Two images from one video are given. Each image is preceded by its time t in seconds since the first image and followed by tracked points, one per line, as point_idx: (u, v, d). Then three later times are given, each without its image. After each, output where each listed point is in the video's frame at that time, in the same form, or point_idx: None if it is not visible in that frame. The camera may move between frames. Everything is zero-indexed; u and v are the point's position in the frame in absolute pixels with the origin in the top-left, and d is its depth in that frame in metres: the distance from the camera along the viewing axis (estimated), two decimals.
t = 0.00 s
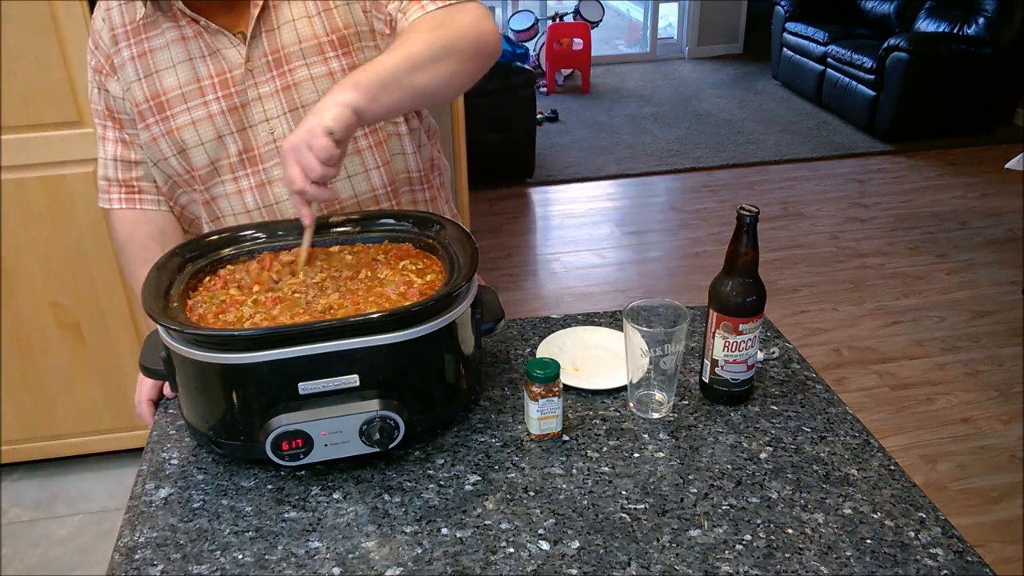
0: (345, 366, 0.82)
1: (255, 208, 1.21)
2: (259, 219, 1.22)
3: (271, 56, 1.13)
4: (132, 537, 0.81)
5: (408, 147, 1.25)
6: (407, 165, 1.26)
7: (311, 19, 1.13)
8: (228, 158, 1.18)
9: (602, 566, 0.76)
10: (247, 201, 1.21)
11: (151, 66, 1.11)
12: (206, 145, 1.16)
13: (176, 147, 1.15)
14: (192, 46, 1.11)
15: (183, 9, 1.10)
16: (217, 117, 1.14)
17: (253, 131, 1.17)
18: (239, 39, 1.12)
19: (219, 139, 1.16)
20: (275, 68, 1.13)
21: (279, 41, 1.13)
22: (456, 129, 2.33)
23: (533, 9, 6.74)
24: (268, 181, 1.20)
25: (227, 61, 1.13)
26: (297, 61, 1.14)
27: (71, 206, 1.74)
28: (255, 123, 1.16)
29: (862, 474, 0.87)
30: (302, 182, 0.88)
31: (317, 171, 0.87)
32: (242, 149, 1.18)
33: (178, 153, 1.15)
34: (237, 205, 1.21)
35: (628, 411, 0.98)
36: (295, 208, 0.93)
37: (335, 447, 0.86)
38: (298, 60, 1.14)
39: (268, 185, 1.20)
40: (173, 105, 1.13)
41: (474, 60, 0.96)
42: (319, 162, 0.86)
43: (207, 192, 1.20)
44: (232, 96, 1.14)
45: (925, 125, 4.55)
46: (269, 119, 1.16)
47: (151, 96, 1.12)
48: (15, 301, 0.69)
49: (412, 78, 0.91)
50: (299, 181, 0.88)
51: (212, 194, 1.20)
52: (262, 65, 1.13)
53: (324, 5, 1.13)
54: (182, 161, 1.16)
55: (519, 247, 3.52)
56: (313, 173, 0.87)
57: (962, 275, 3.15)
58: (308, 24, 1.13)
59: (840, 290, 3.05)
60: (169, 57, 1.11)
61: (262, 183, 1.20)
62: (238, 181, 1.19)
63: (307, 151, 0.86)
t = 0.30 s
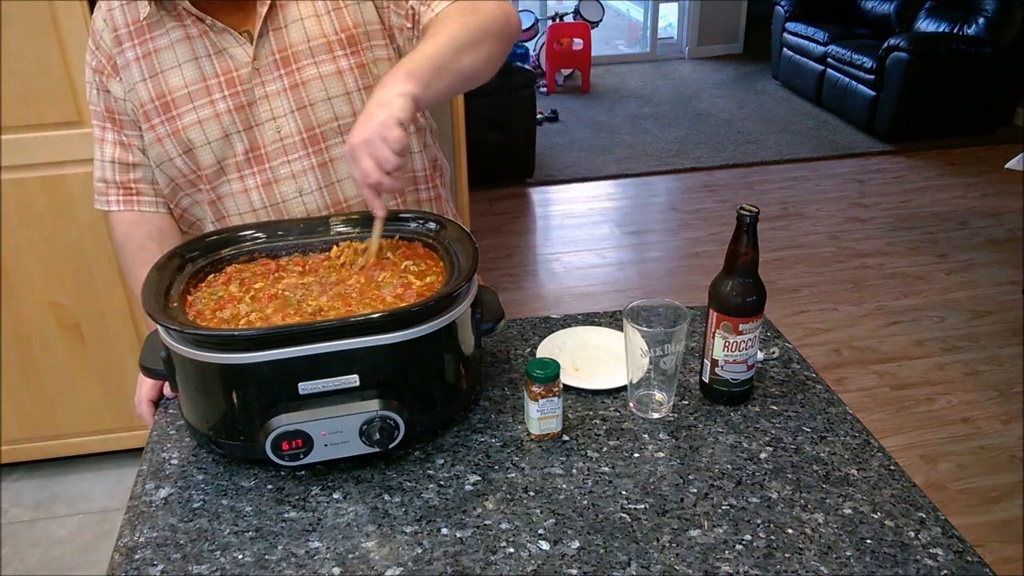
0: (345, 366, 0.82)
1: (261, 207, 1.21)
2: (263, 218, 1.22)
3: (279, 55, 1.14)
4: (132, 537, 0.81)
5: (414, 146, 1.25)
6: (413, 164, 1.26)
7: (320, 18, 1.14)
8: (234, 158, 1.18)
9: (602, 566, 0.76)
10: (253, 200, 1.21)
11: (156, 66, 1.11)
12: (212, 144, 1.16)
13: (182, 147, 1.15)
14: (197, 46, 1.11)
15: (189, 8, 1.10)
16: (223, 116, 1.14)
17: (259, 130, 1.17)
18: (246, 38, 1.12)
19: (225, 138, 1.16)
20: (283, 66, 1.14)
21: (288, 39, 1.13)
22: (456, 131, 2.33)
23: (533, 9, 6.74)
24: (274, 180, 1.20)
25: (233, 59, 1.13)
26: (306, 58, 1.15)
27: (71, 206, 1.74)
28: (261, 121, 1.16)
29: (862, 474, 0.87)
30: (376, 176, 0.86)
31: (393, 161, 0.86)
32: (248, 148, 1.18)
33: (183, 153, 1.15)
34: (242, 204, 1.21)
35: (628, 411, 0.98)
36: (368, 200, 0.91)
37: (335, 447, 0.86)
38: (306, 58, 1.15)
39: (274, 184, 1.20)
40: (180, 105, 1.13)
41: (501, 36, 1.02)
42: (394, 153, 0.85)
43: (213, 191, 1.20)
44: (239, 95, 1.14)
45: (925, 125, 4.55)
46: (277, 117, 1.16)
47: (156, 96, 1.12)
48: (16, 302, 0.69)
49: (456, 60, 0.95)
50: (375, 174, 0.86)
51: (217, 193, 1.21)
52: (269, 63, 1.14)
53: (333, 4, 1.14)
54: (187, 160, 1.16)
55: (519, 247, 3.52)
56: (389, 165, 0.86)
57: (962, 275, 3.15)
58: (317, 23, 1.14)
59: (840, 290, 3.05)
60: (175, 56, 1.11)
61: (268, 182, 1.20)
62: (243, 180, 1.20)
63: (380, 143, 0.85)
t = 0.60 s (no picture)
0: (345, 366, 0.82)
1: (262, 207, 1.21)
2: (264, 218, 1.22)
3: (280, 55, 1.14)
4: (132, 537, 0.81)
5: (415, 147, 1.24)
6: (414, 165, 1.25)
7: (321, 19, 1.14)
8: (235, 158, 1.18)
9: (602, 566, 0.76)
10: (254, 200, 1.21)
11: (157, 66, 1.11)
12: (213, 144, 1.16)
13: (182, 147, 1.15)
14: (198, 46, 1.11)
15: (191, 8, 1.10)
16: (224, 116, 1.14)
17: (260, 130, 1.17)
18: (247, 38, 1.12)
19: (226, 138, 1.16)
20: (285, 67, 1.14)
21: (290, 40, 1.13)
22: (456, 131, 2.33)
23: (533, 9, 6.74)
24: (275, 180, 1.20)
25: (235, 60, 1.13)
26: (308, 59, 1.15)
27: (71, 206, 1.73)
28: (263, 122, 1.16)
29: (862, 474, 0.87)
30: (421, 183, 0.85)
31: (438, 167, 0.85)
32: (249, 149, 1.18)
33: (184, 153, 1.15)
34: (243, 205, 1.21)
35: (628, 411, 0.98)
36: (413, 212, 0.91)
37: (335, 447, 0.86)
38: (308, 58, 1.15)
39: (275, 185, 1.20)
40: (180, 105, 1.13)
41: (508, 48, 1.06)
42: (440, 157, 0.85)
43: (213, 192, 1.20)
44: (240, 95, 1.14)
45: (925, 125, 4.55)
46: (278, 117, 1.16)
47: (157, 96, 1.12)
48: (16, 302, 0.69)
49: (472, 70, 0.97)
50: (421, 181, 0.85)
51: (217, 194, 1.20)
52: (270, 63, 1.14)
53: (335, 4, 1.14)
54: (187, 160, 1.16)
55: (519, 247, 3.52)
56: (434, 171, 0.85)
57: (962, 275, 3.15)
58: (319, 24, 1.14)
59: (840, 290, 3.05)
60: (177, 56, 1.11)
61: (269, 183, 1.20)
62: (244, 180, 1.20)
63: (424, 147, 0.84)
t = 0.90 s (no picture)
0: (345, 366, 0.82)
1: (257, 208, 1.21)
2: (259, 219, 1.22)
3: (275, 57, 1.14)
4: (132, 537, 0.81)
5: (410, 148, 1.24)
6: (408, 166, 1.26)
7: (316, 20, 1.14)
8: (230, 160, 1.18)
9: (602, 566, 0.76)
10: (250, 202, 1.21)
11: (154, 66, 1.11)
12: (208, 146, 1.16)
13: (177, 147, 1.15)
14: (194, 47, 1.11)
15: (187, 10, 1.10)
16: (219, 118, 1.14)
17: (255, 132, 1.17)
18: (242, 39, 1.12)
19: (221, 139, 1.16)
20: (279, 69, 1.14)
21: (284, 41, 1.13)
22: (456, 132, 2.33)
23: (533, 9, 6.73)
24: (271, 182, 1.20)
25: (230, 61, 1.13)
26: (302, 61, 1.14)
27: (71, 206, 1.73)
28: (258, 124, 1.16)
29: (862, 474, 0.87)
30: (392, 202, 0.83)
31: (412, 187, 0.83)
32: (245, 150, 1.18)
33: (179, 154, 1.15)
34: (239, 207, 1.21)
35: (628, 411, 0.98)
36: (383, 231, 0.85)
37: (335, 447, 0.86)
38: (303, 61, 1.14)
39: (271, 186, 1.20)
40: (176, 106, 1.13)
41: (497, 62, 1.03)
42: (413, 177, 0.82)
43: (209, 193, 1.20)
44: (235, 97, 1.14)
45: (925, 125, 4.55)
46: (273, 120, 1.16)
47: (153, 96, 1.12)
48: (16, 302, 0.70)
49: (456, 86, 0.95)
50: (391, 202, 0.82)
51: (213, 195, 1.20)
52: (266, 65, 1.14)
53: (329, 6, 1.14)
54: (182, 161, 1.16)
55: (519, 247, 3.52)
56: (408, 191, 0.82)
57: (962, 275, 3.15)
58: (313, 25, 1.14)
59: (840, 290, 3.05)
60: (173, 57, 1.11)
61: (264, 185, 1.20)
62: (240, 182, 1.19)
63: (397, 166, 0.82)
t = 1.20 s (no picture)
0: (345, 366, 0.82)
1: (253, 209, 1.21)
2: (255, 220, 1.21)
3: (269, 57, 1.13)
4: (132, 538, 0.81)
5: (404, 147, 1.24)
6: (403, 166, 1.26)
7: (307, 21, 1.13)
8: (224, 160, 1.18)
9: (602, 566, 0.76)
10: (245, 203, 1.20)
11: (149, 66, 1.11)
12: (203, 146, 1.16)
13: (172, 147, 1.15)
14: (189, 47, 1.11)
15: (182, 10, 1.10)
16: (214, 118, 1.14)
17: (250, 133, 1.17)
18: (236, 39, 1.12)
19: (216, 140, 1.16)
20: (272, 69, 1.14)
21: (276, 42, 1.13)
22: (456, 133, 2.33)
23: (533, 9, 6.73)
24: (266, 182, 1.19)
25: (224, 62, 1.13)
26: (295, 62, 1.14)
27: (71, 206, 1.73)
28: (252, 124, 1.16)
29: (862, 474, 0.87)
30: (320, 220, 0.81)
31: (341, 205, 0.81)
32: (239, 151, 1.18)
33: (174, 154, 1.15)
34: (234, 207, 1.21)
35: (628, 411, 0.98)
36: (309, 245, 0.83)
37: (335, 447, 0.86)
38: (296, 61, 1.14)
39: (266, 187, 1.20)
40: (170, 106, 1.13)
41: (465, 79, 0.99)
42: (342, 196, 0.80)
43: (204, 194, 1.20)
44: (230, 97, 1.14)
45: (925, 125, 4.55)
46: (267, 120, 1.16)
47: (148, 96, 1.12)
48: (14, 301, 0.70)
49: (415, 101, 0.91)
50: (318, 219, 0.80)
51: (209, 195, 1.20)
52: (260, 66, 1.13)
53: (320, 6, 1.13)
54: (178, 161, 1.16)
55: (519, 247, 3.52)
56: (336, 209, 0.80)
57: (962, 275, 3.15)
58: (305, 26, 1.13)
59: (840, 290, 3.05)
60: (168, 57, 1.11)
61: (260, 185, 1.20)
62: (236, 182, 1.19)
63: (326, 185, 0.79)
